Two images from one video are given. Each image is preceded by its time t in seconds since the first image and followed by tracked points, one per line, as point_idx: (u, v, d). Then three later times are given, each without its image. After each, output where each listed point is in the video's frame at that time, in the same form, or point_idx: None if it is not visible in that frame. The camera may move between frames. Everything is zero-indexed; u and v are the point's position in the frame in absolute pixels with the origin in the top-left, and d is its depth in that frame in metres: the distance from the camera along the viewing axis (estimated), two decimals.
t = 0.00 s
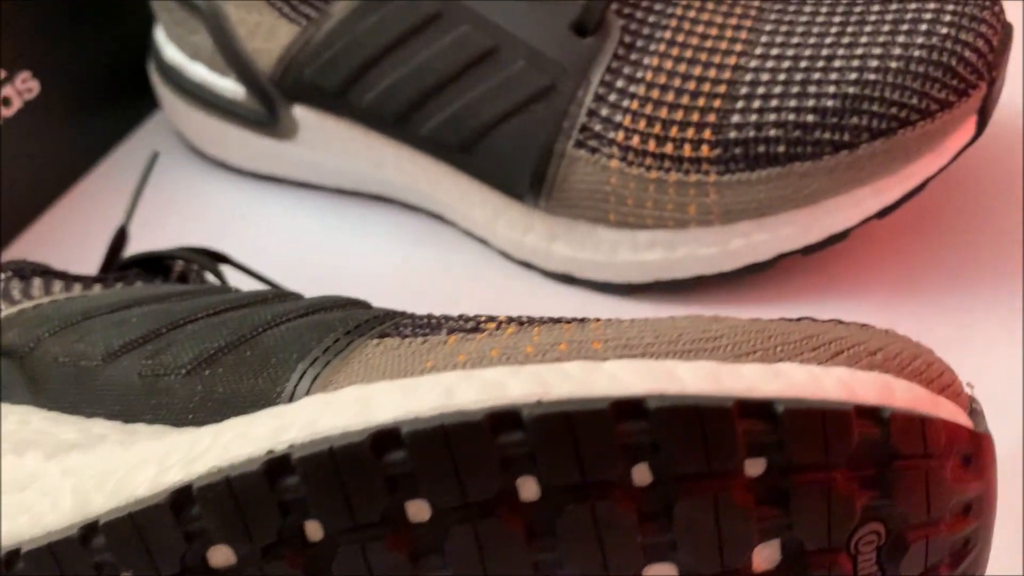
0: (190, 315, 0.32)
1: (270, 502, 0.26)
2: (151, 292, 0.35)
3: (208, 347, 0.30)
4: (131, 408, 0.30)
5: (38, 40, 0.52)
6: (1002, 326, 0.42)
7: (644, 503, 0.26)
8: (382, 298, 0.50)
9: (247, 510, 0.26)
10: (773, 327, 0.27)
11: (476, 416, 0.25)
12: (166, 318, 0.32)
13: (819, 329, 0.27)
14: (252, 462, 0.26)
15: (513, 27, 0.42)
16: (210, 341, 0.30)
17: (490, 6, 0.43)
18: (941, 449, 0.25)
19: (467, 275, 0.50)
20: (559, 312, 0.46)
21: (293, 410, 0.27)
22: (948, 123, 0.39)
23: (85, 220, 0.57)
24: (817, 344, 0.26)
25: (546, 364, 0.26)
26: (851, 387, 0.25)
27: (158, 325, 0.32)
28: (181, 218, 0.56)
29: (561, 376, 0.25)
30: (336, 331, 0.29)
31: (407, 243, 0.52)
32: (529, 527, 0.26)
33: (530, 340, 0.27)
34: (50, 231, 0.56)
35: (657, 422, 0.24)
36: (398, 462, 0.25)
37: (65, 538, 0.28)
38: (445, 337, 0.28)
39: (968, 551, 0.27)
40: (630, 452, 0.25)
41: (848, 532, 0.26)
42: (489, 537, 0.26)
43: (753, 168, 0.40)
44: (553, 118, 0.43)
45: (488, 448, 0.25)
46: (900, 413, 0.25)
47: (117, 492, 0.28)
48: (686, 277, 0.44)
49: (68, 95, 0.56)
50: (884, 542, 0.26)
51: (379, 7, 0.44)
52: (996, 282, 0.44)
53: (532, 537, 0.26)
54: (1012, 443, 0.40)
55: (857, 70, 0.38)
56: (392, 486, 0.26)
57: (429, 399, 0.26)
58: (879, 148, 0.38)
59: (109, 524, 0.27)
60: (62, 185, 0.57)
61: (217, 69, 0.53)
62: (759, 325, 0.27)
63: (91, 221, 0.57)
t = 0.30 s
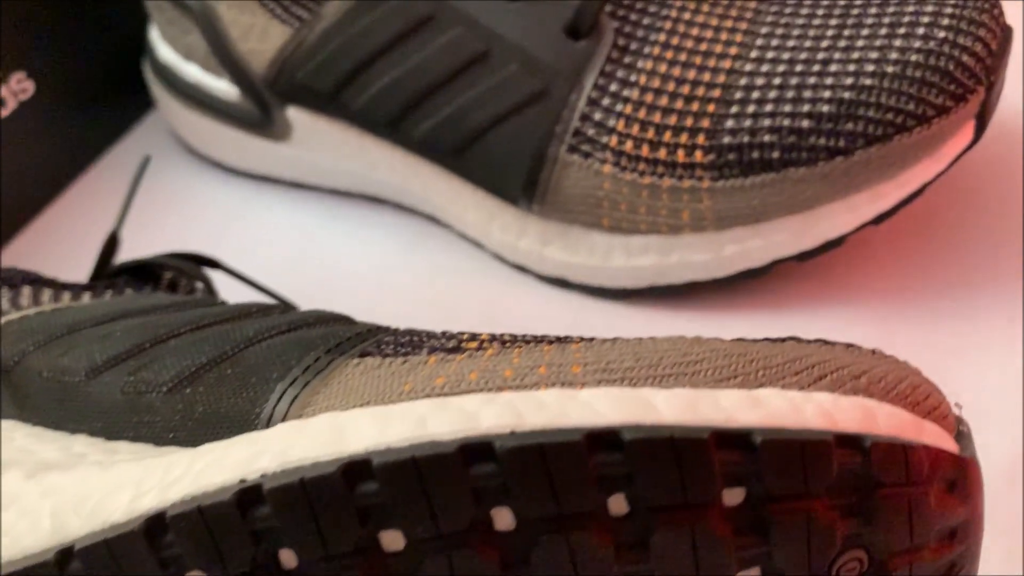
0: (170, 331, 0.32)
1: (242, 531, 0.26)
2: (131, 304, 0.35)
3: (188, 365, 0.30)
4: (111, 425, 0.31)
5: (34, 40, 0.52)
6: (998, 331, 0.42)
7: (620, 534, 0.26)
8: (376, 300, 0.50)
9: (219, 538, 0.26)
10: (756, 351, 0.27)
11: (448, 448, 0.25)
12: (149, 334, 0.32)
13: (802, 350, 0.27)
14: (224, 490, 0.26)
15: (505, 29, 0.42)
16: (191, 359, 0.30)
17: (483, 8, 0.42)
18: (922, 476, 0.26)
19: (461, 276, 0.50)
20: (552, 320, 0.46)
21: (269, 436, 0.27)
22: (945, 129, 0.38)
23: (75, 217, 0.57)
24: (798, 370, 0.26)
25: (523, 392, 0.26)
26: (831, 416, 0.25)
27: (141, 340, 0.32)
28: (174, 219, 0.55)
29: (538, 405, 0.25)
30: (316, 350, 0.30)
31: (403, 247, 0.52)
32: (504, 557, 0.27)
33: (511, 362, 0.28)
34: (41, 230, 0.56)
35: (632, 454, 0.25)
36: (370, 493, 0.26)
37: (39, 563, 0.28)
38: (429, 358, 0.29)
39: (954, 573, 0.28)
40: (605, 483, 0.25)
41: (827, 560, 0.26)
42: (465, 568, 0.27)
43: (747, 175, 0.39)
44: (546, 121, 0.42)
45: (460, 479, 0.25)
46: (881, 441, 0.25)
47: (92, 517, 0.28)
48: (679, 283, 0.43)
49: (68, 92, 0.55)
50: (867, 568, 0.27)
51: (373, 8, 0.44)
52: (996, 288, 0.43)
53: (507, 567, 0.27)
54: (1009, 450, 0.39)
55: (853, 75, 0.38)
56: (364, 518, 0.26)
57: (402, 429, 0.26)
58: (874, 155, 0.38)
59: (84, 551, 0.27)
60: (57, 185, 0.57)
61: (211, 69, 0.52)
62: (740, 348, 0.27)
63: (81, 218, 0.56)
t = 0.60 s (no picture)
0: (155, 349, 0.32)
1: (215, 564, 0.27)
2: (123, 317, 0.35)
3: (170, 386, 0.31)
4: (98, 445, 0.31)
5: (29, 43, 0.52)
6: (999, 343, 0.41)
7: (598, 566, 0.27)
8: (371, 305, 0.49)
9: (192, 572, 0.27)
10: (740, 379, 0.26)
11: (420, 485, 0.25)
12: (134, 352, 0.32)
13: (789, 377, 0.27)
14: (199, 524, 0.27)
15: (499, 35, 0.42)
16: (174, 380, 0.30)
17: (477, 15, 0.42)
18: (908, 509, 0.25)
19: (458, 282, 0.49)
20: (548, 328, 0.46)
21: (246, 468, 0.27)
22: (944, 139, 0.37)
23: (71, 223, 0.57)
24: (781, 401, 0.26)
25: (500, 426, 0.26)
26: (813, 450, 0.25)
27: (127, 358, 0.32)
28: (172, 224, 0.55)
29: (515, 439, 0.25)
30: (297, 373, 0.29)
31: (400, 252, 0.52)
32: None
33: (492, 390, 0.27)
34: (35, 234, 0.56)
35: (607, 492, 0.25)
36: (343, 530, 0.26)
37: None
38: (410, 384, 0.28)
39: None
40: (580, 520, 0.25)
41: None
42: None
43: (743, 185, 0.39)
44: (540, 129, 0.42)
45: (434, 516, 0.25)
46: (864, 476, 0.25)
47: (74, 543, 0.29)
48: (675, 292, 0.43)
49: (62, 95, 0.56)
50: None
51: (366, 13, 0.43)
52: (996, 297, 0.43)
53: None
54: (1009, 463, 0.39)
55: (851, 84, 0.37)
56: (338, 553, 0.26)
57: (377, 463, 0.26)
58: (872, 165, 0.37)
59: None
60: (54, 187, 0.58)
61: (207, 72, 0.52)
62: (725, 375, 0.26)
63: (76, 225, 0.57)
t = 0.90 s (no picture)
0: (141, 369, 0.32)
1: None
2: (110, 333, 0.35)
3: (155, 407, 0.31)
4: (83, 467, 0.32)
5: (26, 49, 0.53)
6: (993, 358, 0.41)
7: None
8: (365, 313, 0.49)
9: None
10: (722, 409, 0.27)
11: (393, 522, 0.26)
12: (119, 372, 0.32)
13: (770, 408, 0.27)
14: (173, 557, 0.27)
15: (491, 47, 0.42)
16: (157, 403, 0.31)
17: (469, 26, 0.42)
18: (886, 543, 0.25)
19: (451, 292, 0.49)
20: (540, 339, 0.46)
21: (223, 501, 0.28)
22: (938, 154, 0.37)
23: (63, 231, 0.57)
24: (760, 433, 0.26)
25: (476, 462, 0.26)
26: (790, 484, 0.25)
27: (111, 379, 0.32)
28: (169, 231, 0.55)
29: (487, 476, 0.26)
30: (280, 399, 0.30)
31: (394, 261, 0.52)
32: None
33: (470, 420, 0.28)
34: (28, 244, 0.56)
35: (579, 531, 0.25)
36: (315, 565, 0.26)
37: None
38: (390, 412, 0.29)
39: None
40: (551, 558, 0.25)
41: None
42: None
43: (735, 199, 0.39)
44: (533, 142, 0.42)
45: (405, 552, 0.26)
46: (841, 512, 0.25)
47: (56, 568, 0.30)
48: (669, 305, 0.43)
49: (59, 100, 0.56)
50: None
51: (360, 24, 0.43)
52: (991, 312, 0.42)
53: None
54: (1002, 481, 0.39)
55: (844, 97, 0.37)
56: None
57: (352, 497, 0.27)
58: (865, 180, 0.37)
59: None
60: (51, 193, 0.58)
61: (202, 81, 0.52)
62: (704, 407, 0.27)
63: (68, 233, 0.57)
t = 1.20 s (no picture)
0: (121, 398, 0.32)
1: None
2: (92, 353, 0.35)
3: (133, 440, 0.31)
4: (59, 497, 0.31)
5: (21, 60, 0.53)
6: (981, 383, 0.41)
7: None
8: (356, 330, 0.49)
9: None
10: (691, 453, 0.27)
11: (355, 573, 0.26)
12: (99, 402, 0.32)
13: (742, 452, 0.27)
14: None
15: (480, 67, 0.41)
16: (136, 435, 0.31)
17: (458, 45, 0.42)
18: None
19: (442, 308, 0.49)
20: (530, 357, 0.46)
21: (191, 544, 0.27)
22: (927, 179, 0.37)
23: (56, 244, 0.57)
24: (731, 480, 0.26)
25: (442, 510, 0.26)
26: (757, 535, 0.25)
27: (91, 409, 0.32)
28: (162, 244, 0.55)
29: (451, 527, 0.26)
30: (254, 434, 0.30)
31: (386, 276, 0.52)
32: None
33: (440, 462, 0.28)
34: (21, 257, 0.56)
35: None
36: None
37: None
38: (362, 450, 0.29)
39: None
40: None
41: None
42: None
43: (722, 223, 0.39)
44: (521, 162, 0.42)
45: None
46: (808, 562, 0.26)
47: None
48: (657, 325, 0.43)
49: (54, 110, 0.57)
50: None
51: (350, 43, 0.44)
52: (980, 338, 0.42)
53: None
54: (991, 507, 0.38)
55: (833, 121, 0.37)
56: None
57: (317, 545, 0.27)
58: (853, 205, 0.37)
59: None
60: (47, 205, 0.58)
61: (196, 95, 0.52)
62: (676, 450, 0.27)
63: (62, 246, 0.57)
